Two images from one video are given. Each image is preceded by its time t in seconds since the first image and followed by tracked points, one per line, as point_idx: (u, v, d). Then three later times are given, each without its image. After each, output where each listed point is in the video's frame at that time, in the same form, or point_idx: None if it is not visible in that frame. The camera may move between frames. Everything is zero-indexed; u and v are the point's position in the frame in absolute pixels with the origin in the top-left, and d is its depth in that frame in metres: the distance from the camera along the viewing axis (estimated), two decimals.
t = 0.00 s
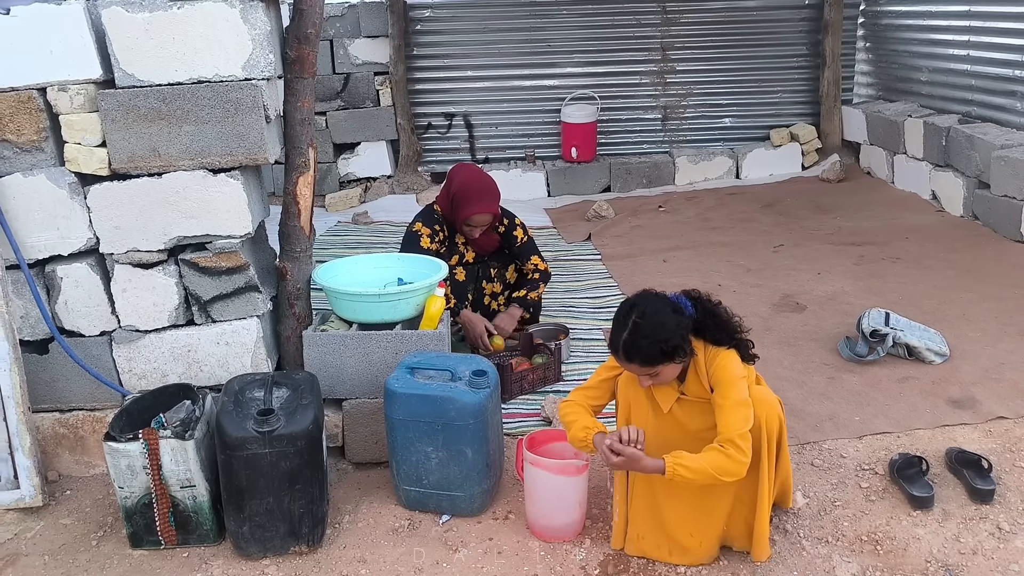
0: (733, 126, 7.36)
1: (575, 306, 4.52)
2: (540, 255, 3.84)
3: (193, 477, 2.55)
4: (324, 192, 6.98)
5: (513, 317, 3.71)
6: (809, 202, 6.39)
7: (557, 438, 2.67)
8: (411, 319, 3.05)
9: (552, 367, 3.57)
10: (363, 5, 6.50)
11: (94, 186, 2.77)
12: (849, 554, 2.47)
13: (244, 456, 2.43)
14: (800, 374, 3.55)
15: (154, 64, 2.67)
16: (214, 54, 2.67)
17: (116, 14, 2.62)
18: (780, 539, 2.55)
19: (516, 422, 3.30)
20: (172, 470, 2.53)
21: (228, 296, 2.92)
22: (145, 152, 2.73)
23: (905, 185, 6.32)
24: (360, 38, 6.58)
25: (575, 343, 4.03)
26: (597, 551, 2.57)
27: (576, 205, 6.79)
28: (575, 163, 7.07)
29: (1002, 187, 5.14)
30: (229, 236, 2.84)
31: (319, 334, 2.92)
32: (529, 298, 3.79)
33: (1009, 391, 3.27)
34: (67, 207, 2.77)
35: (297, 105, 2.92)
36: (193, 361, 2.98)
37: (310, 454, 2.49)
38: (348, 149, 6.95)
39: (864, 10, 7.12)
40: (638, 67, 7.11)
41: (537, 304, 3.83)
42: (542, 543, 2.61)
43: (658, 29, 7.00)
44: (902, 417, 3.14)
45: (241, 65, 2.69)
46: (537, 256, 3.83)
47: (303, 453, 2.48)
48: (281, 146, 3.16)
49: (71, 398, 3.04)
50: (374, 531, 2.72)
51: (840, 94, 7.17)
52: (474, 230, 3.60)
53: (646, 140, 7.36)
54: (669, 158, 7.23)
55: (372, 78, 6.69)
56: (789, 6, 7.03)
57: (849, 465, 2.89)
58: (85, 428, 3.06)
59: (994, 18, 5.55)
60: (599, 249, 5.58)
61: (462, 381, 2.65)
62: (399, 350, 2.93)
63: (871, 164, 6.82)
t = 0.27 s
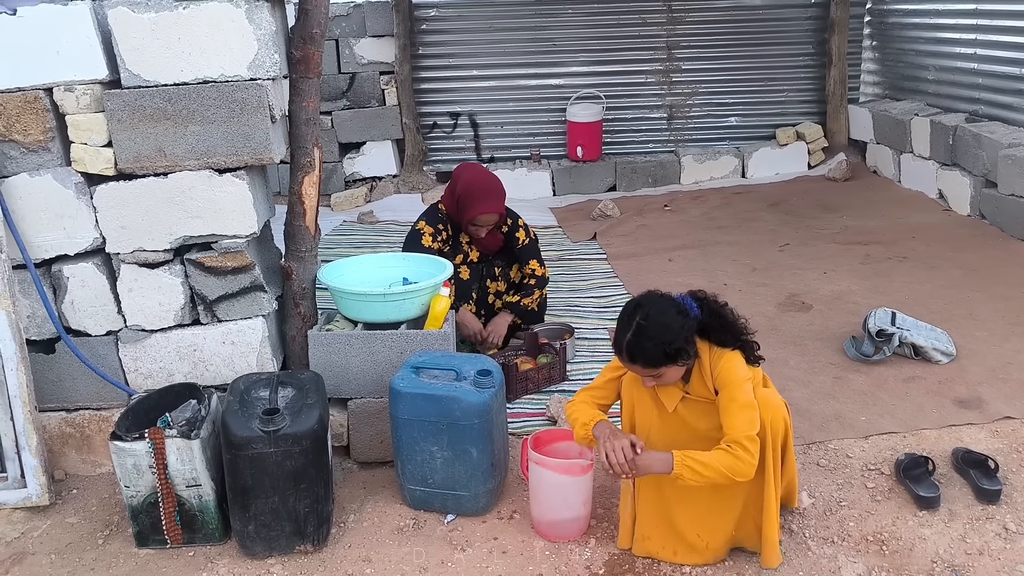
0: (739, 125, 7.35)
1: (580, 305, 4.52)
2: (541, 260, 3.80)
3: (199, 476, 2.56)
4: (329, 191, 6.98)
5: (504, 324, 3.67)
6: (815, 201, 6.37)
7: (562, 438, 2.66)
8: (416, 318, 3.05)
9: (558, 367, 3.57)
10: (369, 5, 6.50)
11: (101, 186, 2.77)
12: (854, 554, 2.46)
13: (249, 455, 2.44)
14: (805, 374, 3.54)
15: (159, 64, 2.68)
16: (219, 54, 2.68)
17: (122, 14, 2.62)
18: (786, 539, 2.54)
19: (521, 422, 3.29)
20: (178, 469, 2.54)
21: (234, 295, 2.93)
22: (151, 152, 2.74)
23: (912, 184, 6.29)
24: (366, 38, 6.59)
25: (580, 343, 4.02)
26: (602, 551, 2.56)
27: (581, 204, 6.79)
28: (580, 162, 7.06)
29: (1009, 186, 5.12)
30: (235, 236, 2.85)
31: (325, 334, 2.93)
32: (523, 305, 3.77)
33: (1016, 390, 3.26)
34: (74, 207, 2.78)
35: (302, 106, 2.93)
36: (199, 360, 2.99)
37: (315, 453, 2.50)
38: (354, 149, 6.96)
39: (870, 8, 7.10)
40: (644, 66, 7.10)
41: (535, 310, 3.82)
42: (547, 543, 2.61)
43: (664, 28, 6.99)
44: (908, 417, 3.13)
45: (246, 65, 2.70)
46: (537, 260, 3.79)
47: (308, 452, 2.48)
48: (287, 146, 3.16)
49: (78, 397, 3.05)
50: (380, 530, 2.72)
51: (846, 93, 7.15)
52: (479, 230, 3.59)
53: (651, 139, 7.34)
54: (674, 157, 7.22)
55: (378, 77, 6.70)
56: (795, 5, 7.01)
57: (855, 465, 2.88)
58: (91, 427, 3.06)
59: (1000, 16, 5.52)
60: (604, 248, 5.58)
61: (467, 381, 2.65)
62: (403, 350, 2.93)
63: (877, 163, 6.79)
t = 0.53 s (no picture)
0: (738, 121, 7.34)
1: (579, 302, 4.51)
2: (534, 259, 3.80)
3: (197, 473, 2.56)
4: (328, 189, 6.98)
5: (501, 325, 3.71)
6: (815, 198, 6.36)
7: (559, 435, 2.66)
8: (414, 315, 3.05)
9: (556, 363, 3.57)
10: (368, 2, 6.50)
11: (98, 183, 2.77)
12: (852, 551, 2.46)
13: (246, 452, 2.44)
14: (804, 371, 3.54)
15: (156, 60, 2.67)
16: (216, 50, 2.67)
17: (119, 10, 2.62)
18: (784, 536, 2.54)
19: (520, 419, 3.29)
20: (176, 466, 2.54)
21: (232, 292, 2.92)
22: (148, 149, 2.73)
23: (912, 181, 6.28)
24: (365, 34, 6.58)
25: (579, 339, 4.02)
26: (600, 548, 2.56)
27: (581, 201, 6.78)
28: (579, 159, 7.06)
29: (1009, 182, 5.11)
30: (232, 233, 2.84)
31: (323, 331, 2.92)
32: (518, 306, 3.78)
33: (1015, 387, 3.25)
34: (71, 204, 2.78)
35: (299, 102, 2.92)
36: (196, 357, 2.98)
37: (312, 450, 2.49)
38: (353, 146, 6.95)
39: (870, 5, 7.08)
40: (643, 62, 7.09)
41: (531, 308, 3.82)
42: (545, 540, 2.61)
43: (663, 25, 6.98)
44: (907, 414, 3.13)
45: (243, 61, 2.69)
46: (531, 259, 3.80)
47: (305, 449, 2.48)
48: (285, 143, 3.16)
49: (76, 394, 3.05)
50: (378, 527, 2.72)
51: (846, 89, 7.13)
52: (485, 227, 3.61)
53: (651, 135, 7.33)
54: (674, 154, 7.21)
55: (377, 74, 6.69)
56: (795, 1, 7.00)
57: (854, 461, 2.88)
58: (89, 424, 3.06)
59: (1000, 12, 5.51)
60: (604, 245, 5.57)
61: (465, 378, 2.64)
62: (401, 347, 2.93)
63: (877, 159, 6.78)
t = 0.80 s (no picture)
0: (737, 121, 7.34)
1: (577, 302, 4.51)
2: (535, 255, 3.84)
3: (195, 473, 2.56)
4: (327, 188, 6.97)
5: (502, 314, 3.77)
6: (813, 197, 6.36)
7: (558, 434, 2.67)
8: (412, 315, 3.05)
9: (554, 362, 3.57)
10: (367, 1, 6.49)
11: (96, 182, 2.77)
12: (850, 550, 2.47)
13: (245, 451, 2.44)
14: (802, 370, 3.54)
15: (154, 60, 2.67)
16: (214, 50, 2.67)
17: (117, 9, 2.62)
18: (782, 535, 2.54)
19: (519, 418, 3.29)
20: (174, 466, 2.54)
21: (230, 292, 2.92)
22: (146, 148, 2.73)
23: (910, 180, 6.29)
24: (364, 34, 6.58)
25: (578, 339, 4.02)
26: (598, 547, 2.56)
27: (580, 200, 6.78)
28: (578, 158, 7.06)
29: (1007, 182, 5.11)
30: (230, 232, 2.85)
31: (321, 330, 2.93)
32: (523, 299, 3.81)
33: (1013, 386, 3.26)
34: (69, 204, 2.78)
35: (298, 101, 2.92)
36: (195, 357, 2.98)
37: (311, 449, 2.50)
38: (351, 145, 6.95)
39: (869, 4, 7.09)
40: (642, 62, 7.09)
41: (531, 305, 3.84)
42: (543, 539, 2.61)
43: (662, 24, 6.98)
44: (905, 413, 3.13)
45: (241, 61, 2.69)
46: (531, 256, 3.83)
47: (303, 449, 2.48)
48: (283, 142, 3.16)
49: (75, 394, 3.05)
50: (376, 527, 2.72)
51: (844, 88, 7.14)
52: (480, 225, 3.62)
53: (649, 135, 7.34)
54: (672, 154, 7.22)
55: (375, 73, 6.69)
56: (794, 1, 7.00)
57: (852, 460, 2.88)
58: (88, 424, 3.06)
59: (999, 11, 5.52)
60: (602, 245, 5.57)
61: (463, 378, 2.65)
62: (400, 346, 2.93)
63: (876, 159, 6.79)
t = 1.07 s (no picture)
0: (737, 119, 7.34)
1: (577, 300, 4.52)
2: (536, 251, 3.81)
3: (195, 470, 2.57)
4: (327, 186, 6.98)
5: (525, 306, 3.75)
6: (813, 195, 6.36)
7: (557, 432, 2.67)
8: (412, 312, 3.05)
9: (555, 360, 3.58)
10: None
11: (97, 180, 2.77)
12: (849, 548, 2.47)
13: (245, 449, 2.45)
14: (802, 368, 3.55)
15: (155, 57, 2.67)
16: (215, 48, 2.68)
17: (118, 7, 2.62)
18: (781, 533, 2.55)
19: (519, 416, 3.29)
20: (175, 463, 2.55)
21: (231, 289, 2.93)
22: (147, 146, 2.74)
23: (910, 179, 6.29)
24: (364, 32, 6.58)
25: (578, 337, 4.03)
26: (598, 544, 2.57)
27: (579, 198, 6.78)
28: (578, 156, 7.06)
29: (1007, 180, 5.12)
30: (231, 230, 2.85)
31: (321, 328, 2.93)
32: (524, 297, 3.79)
33: (1012, 384, 3.27)
34: (70, 201, 2.78)
35: (298, 99, 2.92)
36: (195, 354, 2.99)
37: (311, 446, 2.50)
38: (351, 143, 6.95)
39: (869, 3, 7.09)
40: (642, 60, 7.09)
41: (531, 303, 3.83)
42: (543, 536, 2.62)
43: (662, 23, 6.98)
44: (904, 411, 3.14)
45: (242, 59, 2.70)
46: (534, 253, 3.81)
47: (304, 446, 2.49)
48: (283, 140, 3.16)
49: (75, 390, 3.06)
50: (376, 524, 2.73)
51: (844, 87, 7.14)
52: (478, 223, 3.61)
53: (649, 133, 7.34)
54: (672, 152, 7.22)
55: (376, 71, 6.69)
56: None
57: (851, 459, 2.89)
58: (88, 421, 3.07)
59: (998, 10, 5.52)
60: (602, 243, 5.57)
61: (463, 375, 2.65)
62: (400, 344, 2.93)
63: (876, 157, 6.79)
